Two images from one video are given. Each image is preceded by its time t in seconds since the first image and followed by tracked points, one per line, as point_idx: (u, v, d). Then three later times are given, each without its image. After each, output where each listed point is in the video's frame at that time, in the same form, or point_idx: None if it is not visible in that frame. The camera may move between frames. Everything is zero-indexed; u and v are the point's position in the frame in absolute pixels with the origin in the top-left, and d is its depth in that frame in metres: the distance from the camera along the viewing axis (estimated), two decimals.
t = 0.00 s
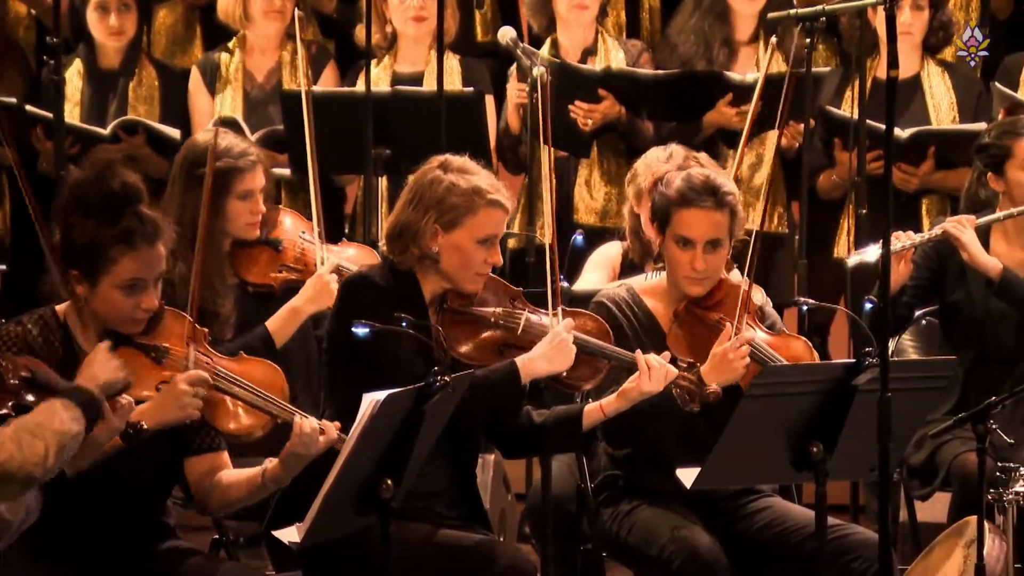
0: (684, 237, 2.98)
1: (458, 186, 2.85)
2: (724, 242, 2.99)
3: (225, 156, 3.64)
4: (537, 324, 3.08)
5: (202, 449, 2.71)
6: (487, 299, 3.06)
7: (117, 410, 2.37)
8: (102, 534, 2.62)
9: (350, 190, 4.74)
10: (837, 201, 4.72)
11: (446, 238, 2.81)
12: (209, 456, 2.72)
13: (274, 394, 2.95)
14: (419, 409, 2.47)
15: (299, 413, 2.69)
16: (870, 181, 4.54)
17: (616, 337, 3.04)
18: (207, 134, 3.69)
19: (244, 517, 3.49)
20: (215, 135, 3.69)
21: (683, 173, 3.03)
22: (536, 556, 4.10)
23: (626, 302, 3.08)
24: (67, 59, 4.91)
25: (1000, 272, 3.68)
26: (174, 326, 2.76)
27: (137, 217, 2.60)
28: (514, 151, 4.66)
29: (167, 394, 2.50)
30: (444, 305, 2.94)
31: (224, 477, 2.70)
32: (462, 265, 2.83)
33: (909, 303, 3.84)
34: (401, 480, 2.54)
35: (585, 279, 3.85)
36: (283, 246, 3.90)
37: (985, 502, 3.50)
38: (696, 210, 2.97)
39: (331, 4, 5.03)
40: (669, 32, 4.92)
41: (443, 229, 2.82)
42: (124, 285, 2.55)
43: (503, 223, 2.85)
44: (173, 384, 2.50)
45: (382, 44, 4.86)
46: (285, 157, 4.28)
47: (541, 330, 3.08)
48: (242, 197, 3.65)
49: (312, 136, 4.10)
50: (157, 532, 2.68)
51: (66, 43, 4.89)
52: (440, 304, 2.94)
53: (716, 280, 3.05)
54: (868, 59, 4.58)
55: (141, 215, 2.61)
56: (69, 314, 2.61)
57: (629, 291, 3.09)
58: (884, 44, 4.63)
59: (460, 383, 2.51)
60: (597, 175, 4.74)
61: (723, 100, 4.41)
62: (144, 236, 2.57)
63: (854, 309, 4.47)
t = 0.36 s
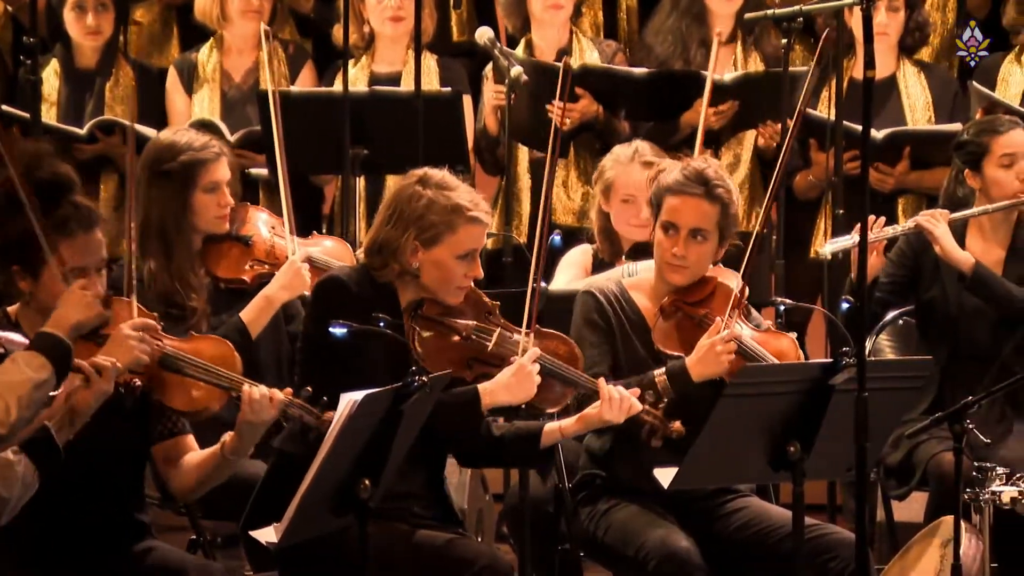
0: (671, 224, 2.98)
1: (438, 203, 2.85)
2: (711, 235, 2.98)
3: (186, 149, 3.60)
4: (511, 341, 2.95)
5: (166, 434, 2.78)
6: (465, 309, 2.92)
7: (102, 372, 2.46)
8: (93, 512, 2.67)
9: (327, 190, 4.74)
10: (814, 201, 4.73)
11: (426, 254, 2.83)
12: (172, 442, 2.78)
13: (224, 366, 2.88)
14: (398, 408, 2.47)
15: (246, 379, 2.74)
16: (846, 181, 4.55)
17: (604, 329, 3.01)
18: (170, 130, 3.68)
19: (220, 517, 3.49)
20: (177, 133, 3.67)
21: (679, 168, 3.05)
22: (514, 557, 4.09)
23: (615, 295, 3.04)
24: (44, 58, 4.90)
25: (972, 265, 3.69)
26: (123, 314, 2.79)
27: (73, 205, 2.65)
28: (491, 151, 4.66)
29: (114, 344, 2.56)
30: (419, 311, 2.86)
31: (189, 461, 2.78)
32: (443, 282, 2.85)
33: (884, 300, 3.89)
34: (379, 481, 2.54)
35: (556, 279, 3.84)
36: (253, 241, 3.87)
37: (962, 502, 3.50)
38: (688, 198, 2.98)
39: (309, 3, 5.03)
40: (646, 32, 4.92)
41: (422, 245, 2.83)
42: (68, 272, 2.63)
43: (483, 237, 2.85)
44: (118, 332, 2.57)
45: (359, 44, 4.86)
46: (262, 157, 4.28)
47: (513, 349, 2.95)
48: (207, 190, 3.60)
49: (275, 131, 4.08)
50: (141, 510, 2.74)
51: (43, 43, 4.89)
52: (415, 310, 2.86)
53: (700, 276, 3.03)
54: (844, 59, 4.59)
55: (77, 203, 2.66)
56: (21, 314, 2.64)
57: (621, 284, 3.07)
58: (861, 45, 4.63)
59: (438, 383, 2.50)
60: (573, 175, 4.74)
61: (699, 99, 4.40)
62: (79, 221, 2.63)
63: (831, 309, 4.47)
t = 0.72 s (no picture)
0: (663, 222, 2.99)
1: (406, 190, 2.85)
2: (704, 235, 2.99)
3: (160, 152, 3.56)
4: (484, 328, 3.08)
5: (125, 437, 2.82)
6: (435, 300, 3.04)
7: (74, 387, 2.56)
8: (66, 522, 2.68)
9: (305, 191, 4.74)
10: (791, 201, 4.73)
11: (396, 243, 2.83)
12: (135, 443, 2.85)
13: (175, 371, 2.95)
14: (376, 409, 2.46)
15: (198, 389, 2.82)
16: (824, 181, 4.56)
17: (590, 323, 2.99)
18: (146, 132, 3.64)
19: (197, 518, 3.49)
20: (152, 135, 3.63)
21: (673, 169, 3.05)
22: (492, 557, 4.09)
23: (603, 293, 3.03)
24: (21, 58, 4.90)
25: (940, 263, 3.66)
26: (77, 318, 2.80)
27: (22, 216, 2.62)
28: (469, 152, 4.66)
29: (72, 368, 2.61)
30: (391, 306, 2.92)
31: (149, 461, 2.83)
32: (414, 271, 2.85)
33: (861, 300, 3.87)
34: (357, 481, 2.54)
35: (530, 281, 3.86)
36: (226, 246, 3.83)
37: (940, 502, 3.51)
38: (687, 199, 2.98)
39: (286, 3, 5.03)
40: (624, 33, 4.92)
41: (393, 234, 2.82)
42: (17, 285, 2.60)
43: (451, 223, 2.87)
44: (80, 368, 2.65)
45: (338, 45, 4.86)
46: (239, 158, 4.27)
47: (486, 334, 3.07)
48: (181, 192, 3.56)
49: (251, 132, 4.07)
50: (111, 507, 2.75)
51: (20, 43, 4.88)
52: (386, 305, 2.92)
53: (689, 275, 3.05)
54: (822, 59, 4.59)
55: (26, 214, 2.63)
56: None
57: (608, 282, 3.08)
58: (838, 46, 4.64)
59: (416, 384, 2.50)
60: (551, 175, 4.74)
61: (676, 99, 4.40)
62: (27, 234, 2.59)
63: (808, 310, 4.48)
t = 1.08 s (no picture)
0: (646, 224, 3.00)
1: (367, 181, 2.84)
2: (686, 236, 3.00)
3: (139, 157, 3.54)
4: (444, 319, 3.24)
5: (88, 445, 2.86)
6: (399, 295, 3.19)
7: (47, 408, 2.63)
8: (61, 521, 2.76)
9: (280, 191, 4.74)
10: (767, 202, 4.74)
11: (360, 235, 2.82)
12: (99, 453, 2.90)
13: (140, 384, 2.99)
14: (350, 409, 2.46)
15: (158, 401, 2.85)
16: (799, 181, 4.57)
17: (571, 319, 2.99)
18: (127, 134, 3.62)
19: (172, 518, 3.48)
20: (131, 138, 3.60)
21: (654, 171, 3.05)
22: (467, 557, 4.10)
23: (586, 292, 3.04)
24: None
25: (915, 277, 3.68)
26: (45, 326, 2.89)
27: None
28: (444, 152, 4.66)
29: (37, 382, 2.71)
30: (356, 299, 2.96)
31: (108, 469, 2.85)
32: (378, 263, 2.84)
33: (842, 310, 3.81)
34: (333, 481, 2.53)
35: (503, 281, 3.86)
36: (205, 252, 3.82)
37: (914, 502, 3.52)
38: (670, 200, 2.99)
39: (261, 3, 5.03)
40: (600, 33, 4.92)
41: (357, 226, 2.81)
42: None
43: (410, 212, 2.87)
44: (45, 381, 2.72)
45: (313, 45, 4.85)
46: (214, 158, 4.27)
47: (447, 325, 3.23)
48: (159, 198, 3.54)
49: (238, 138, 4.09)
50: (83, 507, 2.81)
51: None
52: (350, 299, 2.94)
53: (671, 277, 3.05)
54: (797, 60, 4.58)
55: None
56: None
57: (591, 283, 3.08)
58: (813, 46, 4.65)
59: (391, 383, 2.50)
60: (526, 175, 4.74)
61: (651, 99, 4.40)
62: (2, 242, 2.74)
63: (783, 309, 4.49)
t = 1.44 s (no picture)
0: (621, 232, 2.93)
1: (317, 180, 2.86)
2: (662, 244, 2.94)
3: (134, 164, 3.53)
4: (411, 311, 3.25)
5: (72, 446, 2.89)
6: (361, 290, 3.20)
7: (23, 414, 2.67)
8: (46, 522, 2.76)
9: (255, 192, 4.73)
10: (743, 203, 4.75)
11: (320, 235, 2.83)
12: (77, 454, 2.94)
13: (124, 385, 3.05)
14: (326, 409, 2.46)
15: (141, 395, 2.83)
16: (774, 182, 4.58)
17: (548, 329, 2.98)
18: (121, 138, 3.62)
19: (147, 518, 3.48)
20: (125, 142, 3.58)
21: (627, 174, 2.97)
22: (443, 557, 4.10)
23: (562, 298, 3.01)
24: None
25: (902, 283, 3.68)
26: (31, 329, 2.96)
27: None
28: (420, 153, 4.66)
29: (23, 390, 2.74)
30: (317, 300, 2.98)
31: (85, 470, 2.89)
32: (338, 261, 2.86)
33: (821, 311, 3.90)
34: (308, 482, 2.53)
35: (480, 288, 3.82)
36: (194, 259, 3.71)
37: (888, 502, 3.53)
38: (641, 208, 2.92)
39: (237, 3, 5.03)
40: (575, 34, 4.93)
41: (317, 227, 2.83)
42: None
43: (366, 210, 2.89)
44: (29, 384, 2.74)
45: (289, 45, 4.85)
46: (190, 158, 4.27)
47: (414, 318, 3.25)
48: (150, 206, 3.54)
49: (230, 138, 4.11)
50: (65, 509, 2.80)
51: None
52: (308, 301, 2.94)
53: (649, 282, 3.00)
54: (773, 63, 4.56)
55: None
56: None
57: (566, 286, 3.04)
58: (788, 47, 4.66)
59: (367, 383, 2.50)
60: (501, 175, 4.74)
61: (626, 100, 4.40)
62: None
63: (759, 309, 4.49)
